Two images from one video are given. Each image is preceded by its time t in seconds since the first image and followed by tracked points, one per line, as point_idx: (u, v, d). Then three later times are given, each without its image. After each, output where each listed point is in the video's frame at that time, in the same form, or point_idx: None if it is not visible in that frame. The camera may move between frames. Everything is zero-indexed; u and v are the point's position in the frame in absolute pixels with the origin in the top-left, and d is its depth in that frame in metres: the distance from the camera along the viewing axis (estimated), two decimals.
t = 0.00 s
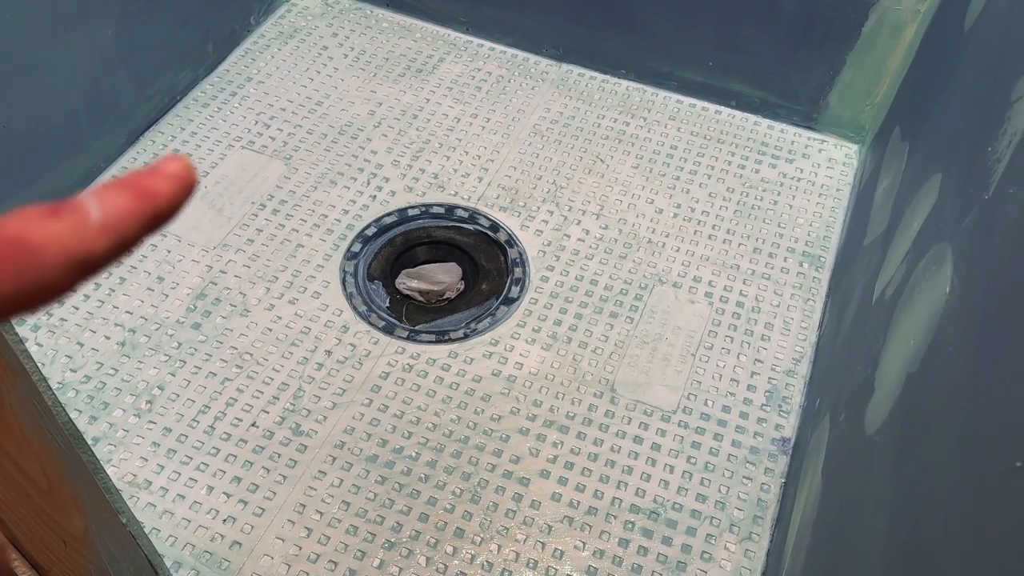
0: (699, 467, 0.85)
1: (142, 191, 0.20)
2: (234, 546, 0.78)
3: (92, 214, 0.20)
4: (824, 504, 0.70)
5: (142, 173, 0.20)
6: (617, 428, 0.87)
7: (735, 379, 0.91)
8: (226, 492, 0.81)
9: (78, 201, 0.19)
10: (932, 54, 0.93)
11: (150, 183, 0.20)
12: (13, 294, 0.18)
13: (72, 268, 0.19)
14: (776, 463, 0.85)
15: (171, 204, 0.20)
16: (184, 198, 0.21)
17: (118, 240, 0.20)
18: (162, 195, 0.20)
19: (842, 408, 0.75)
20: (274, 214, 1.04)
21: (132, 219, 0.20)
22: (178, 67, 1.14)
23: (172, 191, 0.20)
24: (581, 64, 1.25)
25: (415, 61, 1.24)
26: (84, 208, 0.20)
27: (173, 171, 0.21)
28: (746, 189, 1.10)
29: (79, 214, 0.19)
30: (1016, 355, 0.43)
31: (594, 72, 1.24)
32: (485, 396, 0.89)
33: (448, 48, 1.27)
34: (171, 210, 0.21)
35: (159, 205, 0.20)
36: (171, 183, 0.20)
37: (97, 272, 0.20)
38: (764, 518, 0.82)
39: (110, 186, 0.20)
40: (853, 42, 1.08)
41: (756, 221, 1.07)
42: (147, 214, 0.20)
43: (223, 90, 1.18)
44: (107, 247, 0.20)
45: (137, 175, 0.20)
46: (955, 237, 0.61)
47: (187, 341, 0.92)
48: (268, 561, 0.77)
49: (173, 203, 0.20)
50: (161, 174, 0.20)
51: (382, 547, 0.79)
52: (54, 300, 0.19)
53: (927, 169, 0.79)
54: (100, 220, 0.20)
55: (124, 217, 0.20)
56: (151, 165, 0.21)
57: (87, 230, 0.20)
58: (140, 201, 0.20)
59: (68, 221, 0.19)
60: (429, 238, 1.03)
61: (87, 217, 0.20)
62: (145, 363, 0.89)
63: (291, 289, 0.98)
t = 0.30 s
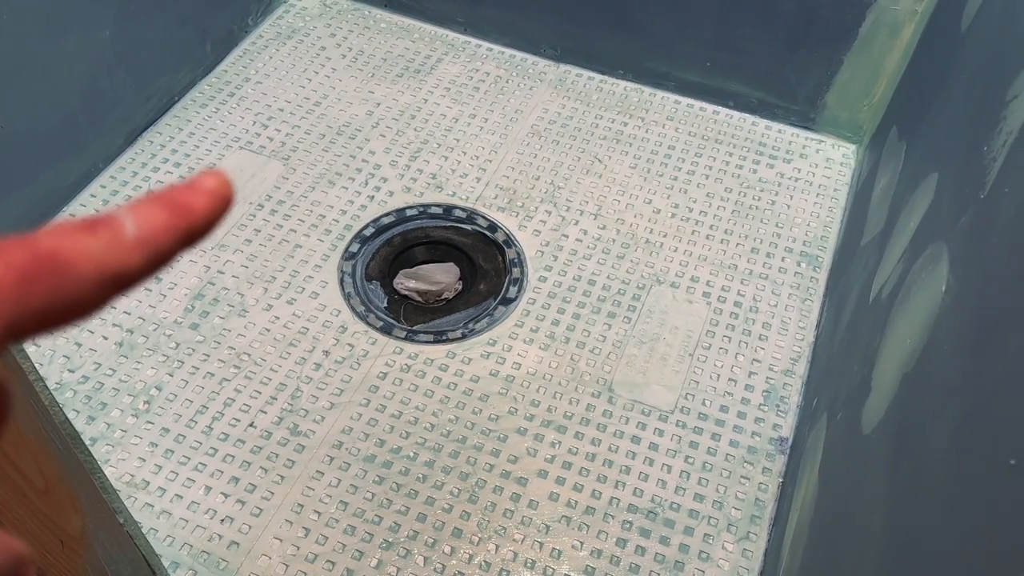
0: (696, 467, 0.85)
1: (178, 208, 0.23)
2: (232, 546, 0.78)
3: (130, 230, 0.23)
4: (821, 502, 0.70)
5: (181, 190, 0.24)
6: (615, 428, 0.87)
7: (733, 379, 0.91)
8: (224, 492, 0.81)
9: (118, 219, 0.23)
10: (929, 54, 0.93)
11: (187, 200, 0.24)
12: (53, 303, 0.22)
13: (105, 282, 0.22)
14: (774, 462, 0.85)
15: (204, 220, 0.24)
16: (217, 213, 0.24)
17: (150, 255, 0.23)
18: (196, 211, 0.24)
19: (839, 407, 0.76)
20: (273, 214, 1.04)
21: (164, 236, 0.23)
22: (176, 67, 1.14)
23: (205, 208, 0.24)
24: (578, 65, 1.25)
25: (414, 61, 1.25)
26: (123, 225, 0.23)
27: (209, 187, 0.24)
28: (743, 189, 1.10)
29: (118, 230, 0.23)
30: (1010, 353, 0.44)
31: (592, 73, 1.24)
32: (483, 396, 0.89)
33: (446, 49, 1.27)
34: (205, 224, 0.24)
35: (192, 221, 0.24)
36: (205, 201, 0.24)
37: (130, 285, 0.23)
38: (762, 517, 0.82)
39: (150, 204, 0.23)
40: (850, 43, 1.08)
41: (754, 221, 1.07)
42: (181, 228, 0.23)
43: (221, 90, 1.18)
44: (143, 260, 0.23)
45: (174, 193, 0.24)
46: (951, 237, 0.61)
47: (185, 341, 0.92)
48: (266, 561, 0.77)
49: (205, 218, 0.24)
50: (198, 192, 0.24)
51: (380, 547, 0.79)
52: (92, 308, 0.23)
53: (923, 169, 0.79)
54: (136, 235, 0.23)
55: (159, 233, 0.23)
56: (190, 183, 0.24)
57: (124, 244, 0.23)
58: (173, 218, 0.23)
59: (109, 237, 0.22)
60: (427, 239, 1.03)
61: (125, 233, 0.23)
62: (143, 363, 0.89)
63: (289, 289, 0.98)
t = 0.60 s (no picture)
0: (694, 467, 0.85)
1: (219, 208, 0.24)
2: (230, 547, 0.78)
3: (173, 230, 0.23)
4: (818, 502, 0.70)
5: (220, 190, 0.24)
6: (613, 428, 0.87)
7: (731, 379, 0.91)
8: (222, 492, 0.81)
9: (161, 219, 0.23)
10: (927, 55, 0.93)
11: (227, 200, 0.24)
12: (96, 302, 0.22)
13: (148, 282, 0.22)
14: (772, 463, 0.85)
15: (244, 219, 0.24)
16: (255, 213, 0.24)
17: (190, 255, 0.23)
18: (236, 211, 0.24)
19: (836, 407, 0.76)
20: (271, 215, 1.04)
21: (204, 236, 0.23)
22: (176, 68, 1.15)
23: (245, 208, 0.24)
24: (577, 66, 1.25)
25: (413, 62, 1.25)
26: (165, 225, 0.23)
27: (249, 187, 0.24)
28: (742, 190, 1.10)
29: (160, 230, 0.23)
30: (1005, 352, 0.44)
31: (591, 74, 1.24)
32: (481, 396, 0.89)
33: (445, 50, 1.27)
34: (244, 223, 0.24)
35: (233, 220, 0.24)
36: (245, 201, 0.24)
37: (171, 284, 0.23)
38: (759, 518, 0.82)
39: (190, 204, 0.23)
40: (849, 43, 1.08)
41: (753, 221, 1.07)
42: (220, 228, 0.24)
43: (221, 91, 1.18)
44: (185, 260, 0.23)
45: (214, 193, 0.24)
46: (947, 237, 0.61)
47: (184, 341, 0.92)
48: (264, 561, 0.77)
49: (245, 217, 0.24)
50: (238, 192, 0.24)
51: (378, 547, 0.79)
52: (135, 309, 0.23)
53: (921, 169, 0.79)
54: (178, 234, 0.23)
55: (200, 232, 0.23)
56: (228, 183, 0.24)
57: (166, 244, 0.23)
58: (214, 217, 0.23)
59: (152, 236, 0.23)
60: (426, 239, 1.04)
61: (169, 233, 0.23)
62: (141, 363, 0.89)
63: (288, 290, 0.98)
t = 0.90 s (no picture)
0: (694, 467, 0.85)
1: (264, 236, 0.25)
2: (229, 547, 0.78)
3: (219, 259, 0.25)
4: (817, 502, 0.70)
5: (266, 219, 0.26)
6: (613, 428, 0.87)
7: (731, 380, 0.91)
8: (222, 493, 0.81)
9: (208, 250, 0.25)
10: (926, 55, 0.93)
11: (272, 229, 0.26)
12: (147, 330, 0.24)
13: (191, 311, 0.25)
14: (772, 463, 0.85)
15: (289, 246, 0.26)
16: (298, 240, 0.26)
17: (236, 285, 0.25)
18: (280, 239, 0.26)
19: (835, 407, 0.76)
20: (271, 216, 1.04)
21: (249, 263, 0.25)
22: (176, 70, 1.15)
23: (289, 236, 0.26)
24: (577, 66, 1.25)
25: (413, 63, 1.25)
26: (212, 255, 0.25)
27: (293, 215, 0.26)
28: (742, 191, 1.10)
29: (206, 260, 0.25)
30: (1000, 352, 0.44)
31: (590, 75, 1.24)
32: (481, 397, 0.90)
33: (445, 51, 1.27)
34: (290, 250, 0.26)
35: (277, 248, 0.26)
36: (288, 228, 0.26)
37: (220, 310, 0.25)
38: (759, 518, 0.82)
39: (237, 234, 0.25)
40: (848, 44, 1.08)
41: (752, 222, 1.07)
42: (265, 256, 0.25)
43: (221, 92, 1.18)
44: (230, 288, 0.25)
45: (259, 221, 0.26)
46: (946, 237, 0.61)
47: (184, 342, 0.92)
48: (264, 562, 0.77)
49: (290, 244, 0.26)
50: (282, 221, 0.26)
51: (378, 548, 0.79)
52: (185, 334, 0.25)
53: (920, 170, 0.79)
54: (224, 264, 0.25)
55: (244, 260, 0.25)
56: (275, 210, 0.26)
57: (212, 273, 0.25)
58: (259, 246, 0.25)
59: (198, 265, 0.25)
60: (426, 240, 1.04)
61: (214, 261, 0.25)
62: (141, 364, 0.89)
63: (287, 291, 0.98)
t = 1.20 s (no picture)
0: (695, 469, 0.85)
1: (294, 269, 0.28)
2: (230, 549, 0.78)
3: (251, 293, 0.28)
4: (818, 503, 0.69)
5: (298, 252, 0.29)
6: (613, 429, 0.87)
7: (731, 381, 0.91)
8: (223, 495, 0.81)
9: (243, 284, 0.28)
10: (925, 56, 0.94)
11: (301, 261, 0.29)
12: (184, 361, 0.27)
13: (225, 341, 0.27)
14: (772, 465, 0.85)
15: (318, 275, 0.29)
16: (327, 269, 0.29)
17: (267, 315, 0.28)
18: (309, 271, 0.29)
19: (835, 408, 0.76)
20: (271, 218, 1.04)
21: (280, 294, 0.28)
22: (175, 72, 1.15)
23: (319, 266, 0.29)
24: (577, 68, 1.25)
25: (412, 65, 1.25)
26: (246, 287, 0.28)
27: (322, 245, 0.29)
28: (742, 192, 1.10)
29: (242, 292, 0.28)
30: (999, 351, 0.44)
31: (590, 76, 1.25)
32: (481, 398, 0.90)
33: (445, 53, 1.27)
34: (318, 280, 0.29)
35: (306, 279, 0.28)
36: (315, 260, 0.29)
37: (253, 339, 0.28)
38: (760, 520, 0.81)
39: (269, 266, 0.28)
40: (847, 45, 1.08)
41: (752, 223, 1.07)
42: (295, 287, 0.28)
43: (220, 95, 1.18)
44: (264, 318, 0.28)
45: (290, 254, 0.29)
46: (945, 237, 0.61)
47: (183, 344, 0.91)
48: (264, 564, 0.77)
49: (318, 275, 0.29)
50: (311, 254, 0.29)
51: (379, 550, 0.79)
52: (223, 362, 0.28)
53: (919, 170, 0.79)
54: (257, 297, 0.28)
55: (277, 292, 0.28)
56: (304, 243, 0.29)
57: (247, 305, 0.28)
58: (290, 277, 0.28)
59: (232, 299, 0.27)
60: (426, 242, 1.04)
61: (247, 294, 0.28)
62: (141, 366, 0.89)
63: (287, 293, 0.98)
